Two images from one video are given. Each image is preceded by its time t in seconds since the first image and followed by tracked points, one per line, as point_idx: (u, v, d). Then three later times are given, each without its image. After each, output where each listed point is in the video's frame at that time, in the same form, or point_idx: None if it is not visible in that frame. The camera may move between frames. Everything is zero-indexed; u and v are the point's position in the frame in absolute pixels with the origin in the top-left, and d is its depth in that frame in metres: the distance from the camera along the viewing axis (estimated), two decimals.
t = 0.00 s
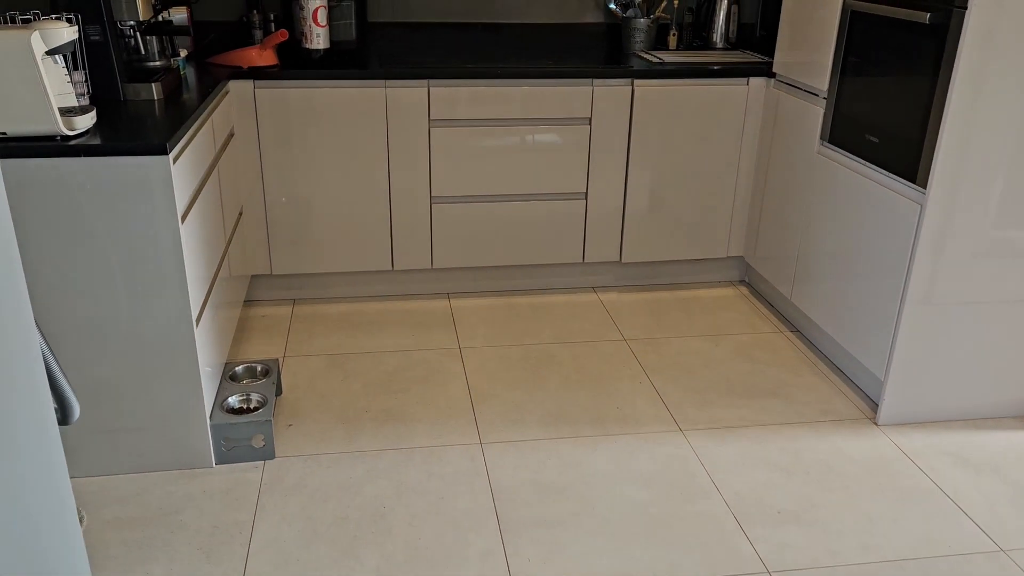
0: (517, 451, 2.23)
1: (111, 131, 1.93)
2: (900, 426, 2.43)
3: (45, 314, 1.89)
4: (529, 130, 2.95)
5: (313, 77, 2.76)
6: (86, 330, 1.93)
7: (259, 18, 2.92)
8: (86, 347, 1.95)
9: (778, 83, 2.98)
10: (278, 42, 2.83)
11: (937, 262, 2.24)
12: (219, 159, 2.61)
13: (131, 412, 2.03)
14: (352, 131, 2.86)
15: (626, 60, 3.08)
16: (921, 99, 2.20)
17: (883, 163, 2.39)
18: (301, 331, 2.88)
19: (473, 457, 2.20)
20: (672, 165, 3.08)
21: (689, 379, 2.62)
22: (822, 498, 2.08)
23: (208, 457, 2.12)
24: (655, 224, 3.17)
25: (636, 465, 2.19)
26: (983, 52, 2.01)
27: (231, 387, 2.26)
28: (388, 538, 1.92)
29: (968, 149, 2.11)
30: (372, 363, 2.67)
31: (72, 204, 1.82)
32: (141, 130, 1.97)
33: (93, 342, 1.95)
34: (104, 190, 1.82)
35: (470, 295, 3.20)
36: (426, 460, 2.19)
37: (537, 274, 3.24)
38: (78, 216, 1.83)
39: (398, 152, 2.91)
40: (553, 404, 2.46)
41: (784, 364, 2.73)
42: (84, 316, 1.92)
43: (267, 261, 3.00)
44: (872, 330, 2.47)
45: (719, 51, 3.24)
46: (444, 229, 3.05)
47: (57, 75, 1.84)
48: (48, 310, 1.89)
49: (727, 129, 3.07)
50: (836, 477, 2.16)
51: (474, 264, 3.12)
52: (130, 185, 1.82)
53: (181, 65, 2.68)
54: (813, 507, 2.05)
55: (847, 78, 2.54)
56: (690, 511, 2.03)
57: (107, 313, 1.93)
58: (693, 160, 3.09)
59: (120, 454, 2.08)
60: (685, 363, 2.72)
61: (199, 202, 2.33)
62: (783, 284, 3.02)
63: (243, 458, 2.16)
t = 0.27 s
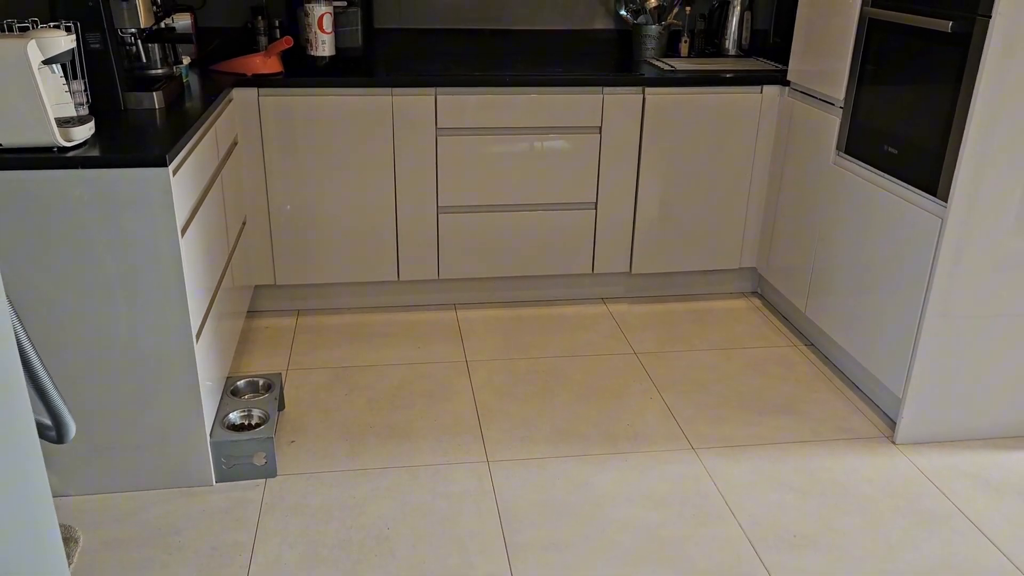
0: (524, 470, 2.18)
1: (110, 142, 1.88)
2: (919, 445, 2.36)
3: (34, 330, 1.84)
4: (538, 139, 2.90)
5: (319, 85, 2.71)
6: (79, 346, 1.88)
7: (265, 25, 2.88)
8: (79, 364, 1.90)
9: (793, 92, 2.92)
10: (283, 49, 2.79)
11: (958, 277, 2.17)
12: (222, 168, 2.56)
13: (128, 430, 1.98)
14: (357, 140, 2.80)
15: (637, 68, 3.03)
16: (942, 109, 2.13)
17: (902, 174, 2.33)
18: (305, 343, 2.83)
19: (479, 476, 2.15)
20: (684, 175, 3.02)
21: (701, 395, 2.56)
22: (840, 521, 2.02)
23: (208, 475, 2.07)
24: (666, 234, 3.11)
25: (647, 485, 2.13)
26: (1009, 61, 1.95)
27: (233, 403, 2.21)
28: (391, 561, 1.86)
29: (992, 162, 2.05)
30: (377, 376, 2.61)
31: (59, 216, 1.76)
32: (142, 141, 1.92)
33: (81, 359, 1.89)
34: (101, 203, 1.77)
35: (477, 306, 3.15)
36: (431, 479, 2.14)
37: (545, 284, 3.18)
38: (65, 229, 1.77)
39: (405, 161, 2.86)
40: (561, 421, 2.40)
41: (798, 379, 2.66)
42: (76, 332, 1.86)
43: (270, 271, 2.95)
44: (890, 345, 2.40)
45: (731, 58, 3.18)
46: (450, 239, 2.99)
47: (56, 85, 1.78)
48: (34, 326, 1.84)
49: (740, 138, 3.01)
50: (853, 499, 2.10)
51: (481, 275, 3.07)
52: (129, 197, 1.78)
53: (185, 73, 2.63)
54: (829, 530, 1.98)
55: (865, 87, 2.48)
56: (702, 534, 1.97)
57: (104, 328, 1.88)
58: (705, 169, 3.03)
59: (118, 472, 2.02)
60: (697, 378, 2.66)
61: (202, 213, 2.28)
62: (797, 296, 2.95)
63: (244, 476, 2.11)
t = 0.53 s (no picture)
0: (524, 494, 2.10)
1: (92, 155, 1.81)
2: (935, 468, 2.27)
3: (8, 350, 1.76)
4: (540, 149, 2.82)
5: (315, 94, 2.64)
6: (55, 367, 1.80)
7: (261, 32, 2.82)
8: (56, 386, 1.82)
9: (802, 102, 2.85)
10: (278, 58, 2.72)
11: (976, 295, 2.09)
12: (215, 178, 2.49)
13: (111, 453, 1.91)
14: (355, 150, 2.73)
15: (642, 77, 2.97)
16: (960, 121, 2.05)
17: (917, 188, 2.24)
18: (300, 359, 2.75)
19: (477, 500, 2.07)
20: (690, 186, 2.95)
21: (708, 414, 2.48)
22: (853, 549, 1.93)
23: (195, 499, 1.99)
24: (671, 247, 3.03)
25: (651, 510, 2.05)
26: None
27: (222, 423, 2.14)
28: None
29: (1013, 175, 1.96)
30: (373, 394, 2.54)
31: (33, 233, 1.68)
32: (127, 154, 1.86)
33: (56, 380, 1.81)
34: (81, 218, 1.70)
35: (477, 320, 3.07)
36: (427, 503, 2.06)
37: (547, 298, 3.10)
38: (39, 245, 1.70)
39: (403, 171, 2.78)
40: (562, 442, 2.32)
41: (808, 399, 2.58)
42: (53, 352, 1.79)
43: (265, 284, 2.88)
44: (904, 365, 2.31)
45: (739, 68, 3.10)
46: (450, 252, 2.92)
47: (37, 94, 1.74)
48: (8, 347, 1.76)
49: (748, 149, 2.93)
50: (867, 526, 2.01)
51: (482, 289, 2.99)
52: (111, 212, 1.70)
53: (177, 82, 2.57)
54: (842, 560, 1.90)
55: (877, 97, 2.40)
56: (709, 562, 1.88)
57: (86, 348, 1.80)
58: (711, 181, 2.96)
59: (101, 495, 1.95)
60: (703, 397, 2.57)
61: (194, 226, 2.21)
62: (806, 311, 2.87)
63: (232, 500, 2.03)
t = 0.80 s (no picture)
0: (522, 523, 2.01)
1: (71, 172, 1.74)
2: (951, 498, 2.18)
3: None
4: (543, 161, 2.74)
5: (311, 104, 2.57)
6: (28, 394, 1.73)
7: (256, 40, 2.75)
8: (29, 413, 1.75)
9: (813, 112, 2.75)
10: (273, 67, 2.65)
11: (996, 318, 1.99)
12: (206, 192, 2.42)
13: (90, 481, 1.83)
14: (351, 162, 2.66)
15: (648, 86, 2.88)
16: (979, 137, 1.96)
17: (934, 205, 2.15)
18: (294, 377, 2.68)
19: (473, 531, 1.99)
20: (697, 199, 2.86)
21: (714, 438, 2.39)
22: None
23: (180, 528, 1.92)
24: (677, 261, 2.94)
25: (654, 542, 1.96)
26: None
27: (209, 447, 2.07)
28: None
29: None
30: (369, 415, 2.46)
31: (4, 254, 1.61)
32: (109, 170, 1.78)
33: (29, 407, 1.74)
34: (57, 239, 1.63)
35: (477, 336, 2.99)
36: (420, 533, 1.98)
37: (550, 313, 3.02)
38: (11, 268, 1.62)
39: (401, 183, 2.70)
40: (562, 467, 2.24)
41: (818, 422, 2.48)
42: (26, 378, 1.71)
43: (260, 299, 2.81)
44: (919, 389, 2.22)
45: (748, 76, 3.01)
46: (450, 266, 2.84)
47: (14, 110, 1.67)
48: None
49: (757, 161, 2.84)
50: (880, 561, 1.92)
51: (482, 303, 2.91)
52: (89, 234, 1.63)
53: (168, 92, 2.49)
54: None
55: (892, 110, 2.31)
56: None
57: (65, 374, 1.73)
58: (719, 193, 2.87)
59: (82, 525, 1.88)
60: (709, 419, 2.48)
61: (182, 243, 2.13)
62: (816, 329, 2.77)
63: (218, 529, 1.95)
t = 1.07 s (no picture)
0: (523, 552, 1.95)
1: (58, 190, 1.69)
2: (969, 527, 2.10)
3: None
4: (547, 175, 2.68)
5: (311, 116, 2.51)
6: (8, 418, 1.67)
7: (256, 50, 2.70)
8: (15, 438, 1.70)
9: (826, 125, 2.68)
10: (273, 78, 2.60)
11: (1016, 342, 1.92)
12: (204, 206, 2.37)
13: (76, 506, 1.78)
14: (352, 175, 2.60)
15: (656, 97, 2.82)
16: (1000, 154, 1.89)
17: (951, 224, 2.08)
18: (293, 393, 2.62)
19: (472, 559, 1.92)
20: (706, 213, 2.79)
21: (722, 461, 2.32)
22: None
23: (171, 555, 1.87)
24: (686, 277, 2.88)
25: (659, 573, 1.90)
26: None
27: (201, 471, 2.02)
28: None
29: None
30: (368, 435, 2.40)
31: None
32: (98, 188, 1.73)
33: (9, 432, 1.69)
34: (40, 261, 1.57)
35: (481, 352, 2.93)
36: (418, 562, 1.92)
37: (555, 329, 2.95)
38: None
39: (402, 196, 2.65)
40: (566, 492, 2.17)
41: (830, 445, 2.41)
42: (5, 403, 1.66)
43: (259, 313, 2.75)
44: (936, 413, 2.14)
45: (758, 87, 2.95)
46: (453, 281, 2.78)
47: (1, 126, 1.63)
48: None
49: (768, 174, 2.77)
50: None
51: (486, 319, 2.85)
52: (75, 255, 1.58)
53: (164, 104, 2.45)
54: None
55: (908, 124, 2.24)
56: None
57: (52, 398, 1.68)
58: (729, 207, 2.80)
59: (71, 550, 1.83)
60: (718, 440, 2.42)
61: (177, 260, 2.08)
62: (828, 348, 2.70)
63: (211, 556, 1.90)
